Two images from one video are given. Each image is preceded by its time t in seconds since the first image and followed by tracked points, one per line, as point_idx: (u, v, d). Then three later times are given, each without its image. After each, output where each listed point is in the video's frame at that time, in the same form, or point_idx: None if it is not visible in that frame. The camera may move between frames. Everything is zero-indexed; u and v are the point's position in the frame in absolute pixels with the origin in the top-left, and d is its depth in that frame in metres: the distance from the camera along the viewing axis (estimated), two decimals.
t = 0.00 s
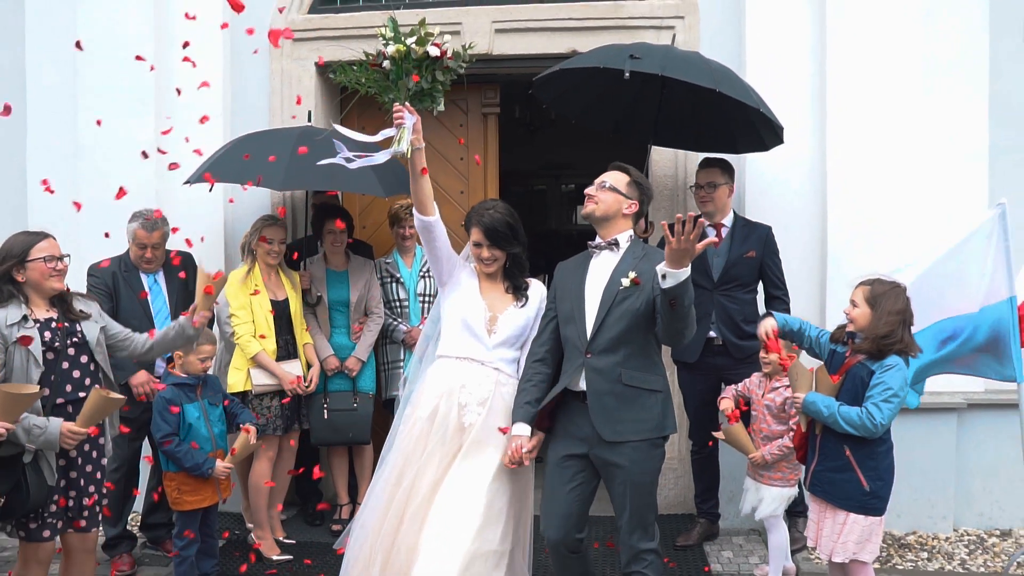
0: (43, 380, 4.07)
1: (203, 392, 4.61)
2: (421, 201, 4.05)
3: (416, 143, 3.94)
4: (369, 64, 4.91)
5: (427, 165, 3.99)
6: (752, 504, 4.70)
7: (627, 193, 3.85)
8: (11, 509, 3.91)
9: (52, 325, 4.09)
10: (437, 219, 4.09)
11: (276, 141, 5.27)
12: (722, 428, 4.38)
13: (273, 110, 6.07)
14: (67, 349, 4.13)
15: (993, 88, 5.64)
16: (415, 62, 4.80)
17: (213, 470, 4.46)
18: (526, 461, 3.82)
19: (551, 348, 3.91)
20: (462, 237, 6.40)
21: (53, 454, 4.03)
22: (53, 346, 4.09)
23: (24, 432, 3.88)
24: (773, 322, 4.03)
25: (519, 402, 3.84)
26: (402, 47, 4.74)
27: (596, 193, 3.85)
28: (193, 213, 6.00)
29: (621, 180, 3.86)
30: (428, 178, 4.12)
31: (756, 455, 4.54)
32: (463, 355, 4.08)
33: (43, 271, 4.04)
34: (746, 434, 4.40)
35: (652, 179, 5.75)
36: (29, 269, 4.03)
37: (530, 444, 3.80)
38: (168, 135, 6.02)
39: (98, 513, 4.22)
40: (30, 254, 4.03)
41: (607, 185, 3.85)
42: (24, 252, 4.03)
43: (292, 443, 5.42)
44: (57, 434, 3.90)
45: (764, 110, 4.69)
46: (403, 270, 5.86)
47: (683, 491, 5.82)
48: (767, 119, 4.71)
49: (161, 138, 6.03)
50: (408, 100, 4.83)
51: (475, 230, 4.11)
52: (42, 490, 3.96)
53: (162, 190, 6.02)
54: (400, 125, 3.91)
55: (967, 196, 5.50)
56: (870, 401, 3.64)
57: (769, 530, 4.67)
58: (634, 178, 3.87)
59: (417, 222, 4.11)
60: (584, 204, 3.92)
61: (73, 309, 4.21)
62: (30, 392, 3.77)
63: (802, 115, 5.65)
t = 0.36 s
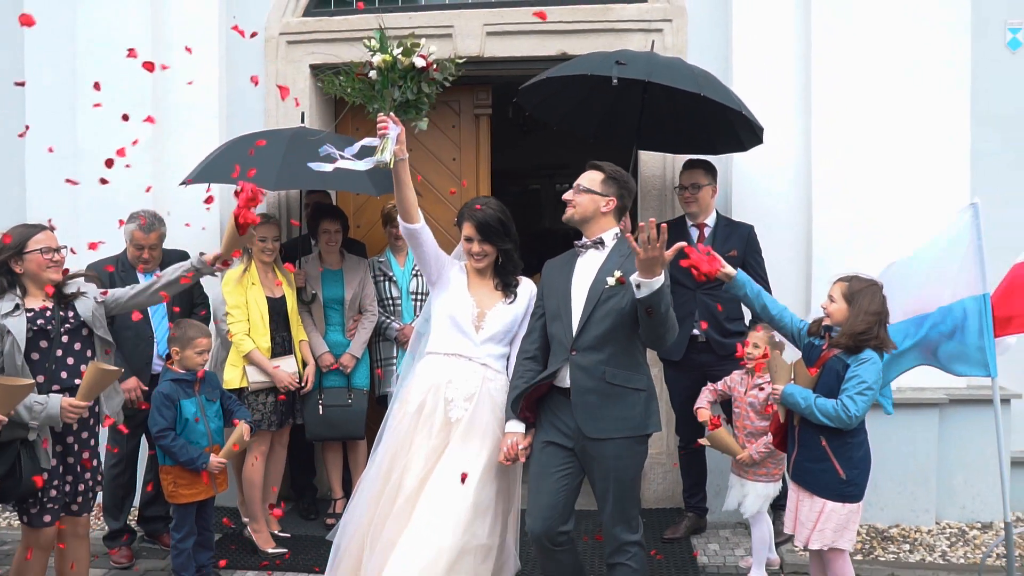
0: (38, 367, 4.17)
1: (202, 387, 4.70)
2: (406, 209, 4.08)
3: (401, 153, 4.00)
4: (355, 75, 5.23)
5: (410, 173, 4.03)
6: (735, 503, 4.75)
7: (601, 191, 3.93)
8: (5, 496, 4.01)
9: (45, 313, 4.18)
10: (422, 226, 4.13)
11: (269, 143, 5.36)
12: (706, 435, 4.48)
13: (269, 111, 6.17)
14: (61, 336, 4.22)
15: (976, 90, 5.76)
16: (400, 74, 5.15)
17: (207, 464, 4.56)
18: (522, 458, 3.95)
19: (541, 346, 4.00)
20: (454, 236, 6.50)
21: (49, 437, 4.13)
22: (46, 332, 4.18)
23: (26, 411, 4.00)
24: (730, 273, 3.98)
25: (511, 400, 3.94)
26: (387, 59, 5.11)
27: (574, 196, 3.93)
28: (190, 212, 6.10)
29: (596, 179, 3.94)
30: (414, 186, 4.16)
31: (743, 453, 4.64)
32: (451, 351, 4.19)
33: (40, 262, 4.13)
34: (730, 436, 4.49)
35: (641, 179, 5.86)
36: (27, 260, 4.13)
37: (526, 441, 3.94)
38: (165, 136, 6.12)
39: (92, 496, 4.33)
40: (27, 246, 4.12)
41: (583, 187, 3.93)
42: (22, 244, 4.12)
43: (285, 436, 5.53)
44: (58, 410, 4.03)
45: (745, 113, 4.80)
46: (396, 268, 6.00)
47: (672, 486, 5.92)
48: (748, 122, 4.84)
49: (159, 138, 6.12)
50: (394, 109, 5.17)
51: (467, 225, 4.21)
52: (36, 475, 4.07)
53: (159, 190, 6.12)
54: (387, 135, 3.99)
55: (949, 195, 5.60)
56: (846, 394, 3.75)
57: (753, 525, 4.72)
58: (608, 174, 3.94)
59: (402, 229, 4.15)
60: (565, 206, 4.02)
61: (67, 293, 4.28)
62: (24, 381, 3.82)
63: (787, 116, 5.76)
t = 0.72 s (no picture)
0: (35, 368, 4.25)
1: (200, 387, 4.80)
2: (390, 228, 4.21)
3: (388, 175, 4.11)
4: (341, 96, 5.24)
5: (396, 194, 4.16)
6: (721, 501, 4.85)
7: (575, 193, 4.02)
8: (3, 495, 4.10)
9: (42, 316, 4.28)
10: (407, 243, 4.25)
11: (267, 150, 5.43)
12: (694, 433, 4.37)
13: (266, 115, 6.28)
14: (58, 337, 4.32)
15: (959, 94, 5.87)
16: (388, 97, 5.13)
17: (203, 463, 4.65)
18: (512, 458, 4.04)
19: (528, 346, 4.12)
20: (448, 238, 6.60)
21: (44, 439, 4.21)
22: (42, 335, 4.27)
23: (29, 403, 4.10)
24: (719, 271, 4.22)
25: (500, 401, 4.05)
26: (375, 79, 5.08)
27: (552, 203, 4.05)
28: (188, 215, 6.20)
29: (570, 183, 4.04)
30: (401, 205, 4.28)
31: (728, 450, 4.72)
32: (441, 352, 4.29)
33: (36, 267, 4.23)
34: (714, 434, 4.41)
35: (630, 182, 5.96)
36: (23, 265, 4.23)
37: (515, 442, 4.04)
38: (163, 140, 6.22)
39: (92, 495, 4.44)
40: (24, 250, 4.23)
41: (558, 192, 4.05)
42: (19, 248, 4.23)
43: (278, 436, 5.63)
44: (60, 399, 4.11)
45: (729, 118, 4.92)
46: (390, 270, 6.05)
47: (661, 483, 6.03)
48: (731, 127, 4.97)
49: (157, 142, 6.22)
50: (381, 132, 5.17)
51: (461, 226, 4.32)
52: (31, 473, 4.14)
53: (157, 193, 6.22)
54: (374, 158, 4.09)
55: (934, 198, 5.70)
56: (826, 393, 3.84)
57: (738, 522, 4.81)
58: (583, 175, 4.02)
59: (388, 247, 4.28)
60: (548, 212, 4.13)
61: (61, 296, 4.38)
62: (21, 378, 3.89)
63: (773, 120, 5.86)
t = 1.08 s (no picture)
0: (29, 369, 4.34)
1: (197, 382, 4.91)
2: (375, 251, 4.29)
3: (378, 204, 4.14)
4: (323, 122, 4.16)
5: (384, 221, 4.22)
6: (703, 490, 4.94)
7: (557, 193, 4.12)
8: None
9: (35, 319, 4.37)
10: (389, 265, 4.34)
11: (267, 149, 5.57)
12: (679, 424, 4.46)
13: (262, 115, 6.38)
14: (51, 338, 4.41)
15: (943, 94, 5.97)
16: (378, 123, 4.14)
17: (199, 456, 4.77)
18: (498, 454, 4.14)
19: (512, 344, 4.20)
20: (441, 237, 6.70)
21: (37, 438, 4.29)
22: (36, 336, 4.37)
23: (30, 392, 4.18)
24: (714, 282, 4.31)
25: (486, 400, 4.17)
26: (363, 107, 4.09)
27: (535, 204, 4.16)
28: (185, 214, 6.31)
29: (551, 184, 4.14)
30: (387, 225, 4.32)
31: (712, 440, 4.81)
32: (432, 348, 4.40)
33: (27, 272, 4.32)
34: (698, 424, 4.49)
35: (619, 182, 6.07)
36: (15, 270, 4.33)
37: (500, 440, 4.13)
38: (160, 140, 6.33)
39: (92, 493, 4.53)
40: (17, 256, 4.31)
41: (540, 193, 4.15)
42: (12, 253, 4.31)
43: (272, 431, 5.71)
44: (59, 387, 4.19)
45: (712, 121, 5.03)
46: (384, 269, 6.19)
47: (651, 478, 6.13)
48: (713, 131, 5.09)
49: (154, 142, 6.32)
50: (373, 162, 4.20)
51: (454, 223, 4.40)
52: (26, 471, 4.22)
53: (154, 192, 6.32)
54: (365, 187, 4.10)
55: (918, 197, 5.80)
56: (804, 387, 3.95)
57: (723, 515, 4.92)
58: (563, 175, 4.12)
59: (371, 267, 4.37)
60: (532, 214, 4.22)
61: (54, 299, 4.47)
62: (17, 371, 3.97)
63: (761, 120, 5.96)
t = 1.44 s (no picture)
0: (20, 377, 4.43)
1: (192, 382, 5.01)
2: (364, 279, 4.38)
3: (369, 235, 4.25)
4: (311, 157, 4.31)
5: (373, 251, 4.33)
6: (683, 487, 5.06)
7: (538, 200, 4.23)
8: None
9: (26, 328, 4.46)
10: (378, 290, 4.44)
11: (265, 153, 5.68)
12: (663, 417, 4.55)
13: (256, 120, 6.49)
14: (42, 348, 4.47)
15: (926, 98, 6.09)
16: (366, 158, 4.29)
17: (194, 455, 4.84)
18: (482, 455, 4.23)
19: (495, 348, 4.30)
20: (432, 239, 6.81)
21: (31, 444, 4.39)
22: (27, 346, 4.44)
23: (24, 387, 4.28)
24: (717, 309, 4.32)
25: (471, 403, 4.28)
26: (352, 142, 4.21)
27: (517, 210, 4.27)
28: (181, 218, 6.42)
29: (532, 191, 4.24)
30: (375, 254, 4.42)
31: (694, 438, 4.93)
32: (420, 350, 4.51)
33: (11, 285, 4.34)
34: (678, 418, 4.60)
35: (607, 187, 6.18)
36: None
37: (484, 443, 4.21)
38: (156, 145, 6.43)
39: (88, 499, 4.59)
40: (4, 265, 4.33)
41: (522, 200, 4.25)
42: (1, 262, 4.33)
43: (266, 430, 5.82)
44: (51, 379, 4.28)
45: (694, 128, 5.14)
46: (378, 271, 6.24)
47: (639, 476, 6.24)
48: (697, 134, 5.18)
49: (150, 147, 6.43)
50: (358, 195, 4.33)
51: (448, 226, 4.47)
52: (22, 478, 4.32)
53: (151, 196, 6.43)
54: (355, 222, 4.21)
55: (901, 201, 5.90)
56: (781, 386, 4.05)
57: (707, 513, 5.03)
58: (544, 181, 4.22)
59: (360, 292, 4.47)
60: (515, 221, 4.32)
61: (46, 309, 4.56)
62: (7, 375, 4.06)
63: (746, 126, 6.07)
